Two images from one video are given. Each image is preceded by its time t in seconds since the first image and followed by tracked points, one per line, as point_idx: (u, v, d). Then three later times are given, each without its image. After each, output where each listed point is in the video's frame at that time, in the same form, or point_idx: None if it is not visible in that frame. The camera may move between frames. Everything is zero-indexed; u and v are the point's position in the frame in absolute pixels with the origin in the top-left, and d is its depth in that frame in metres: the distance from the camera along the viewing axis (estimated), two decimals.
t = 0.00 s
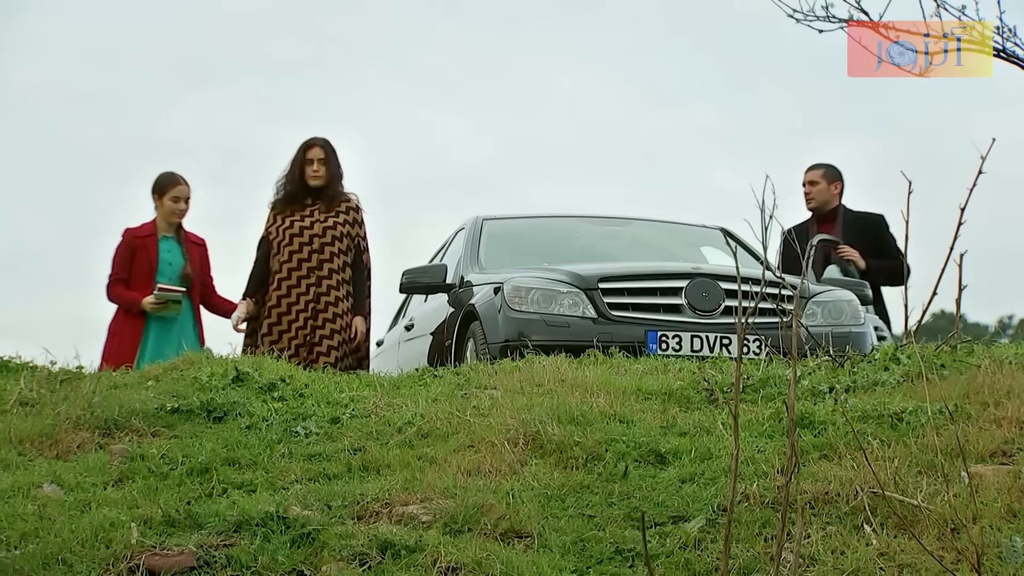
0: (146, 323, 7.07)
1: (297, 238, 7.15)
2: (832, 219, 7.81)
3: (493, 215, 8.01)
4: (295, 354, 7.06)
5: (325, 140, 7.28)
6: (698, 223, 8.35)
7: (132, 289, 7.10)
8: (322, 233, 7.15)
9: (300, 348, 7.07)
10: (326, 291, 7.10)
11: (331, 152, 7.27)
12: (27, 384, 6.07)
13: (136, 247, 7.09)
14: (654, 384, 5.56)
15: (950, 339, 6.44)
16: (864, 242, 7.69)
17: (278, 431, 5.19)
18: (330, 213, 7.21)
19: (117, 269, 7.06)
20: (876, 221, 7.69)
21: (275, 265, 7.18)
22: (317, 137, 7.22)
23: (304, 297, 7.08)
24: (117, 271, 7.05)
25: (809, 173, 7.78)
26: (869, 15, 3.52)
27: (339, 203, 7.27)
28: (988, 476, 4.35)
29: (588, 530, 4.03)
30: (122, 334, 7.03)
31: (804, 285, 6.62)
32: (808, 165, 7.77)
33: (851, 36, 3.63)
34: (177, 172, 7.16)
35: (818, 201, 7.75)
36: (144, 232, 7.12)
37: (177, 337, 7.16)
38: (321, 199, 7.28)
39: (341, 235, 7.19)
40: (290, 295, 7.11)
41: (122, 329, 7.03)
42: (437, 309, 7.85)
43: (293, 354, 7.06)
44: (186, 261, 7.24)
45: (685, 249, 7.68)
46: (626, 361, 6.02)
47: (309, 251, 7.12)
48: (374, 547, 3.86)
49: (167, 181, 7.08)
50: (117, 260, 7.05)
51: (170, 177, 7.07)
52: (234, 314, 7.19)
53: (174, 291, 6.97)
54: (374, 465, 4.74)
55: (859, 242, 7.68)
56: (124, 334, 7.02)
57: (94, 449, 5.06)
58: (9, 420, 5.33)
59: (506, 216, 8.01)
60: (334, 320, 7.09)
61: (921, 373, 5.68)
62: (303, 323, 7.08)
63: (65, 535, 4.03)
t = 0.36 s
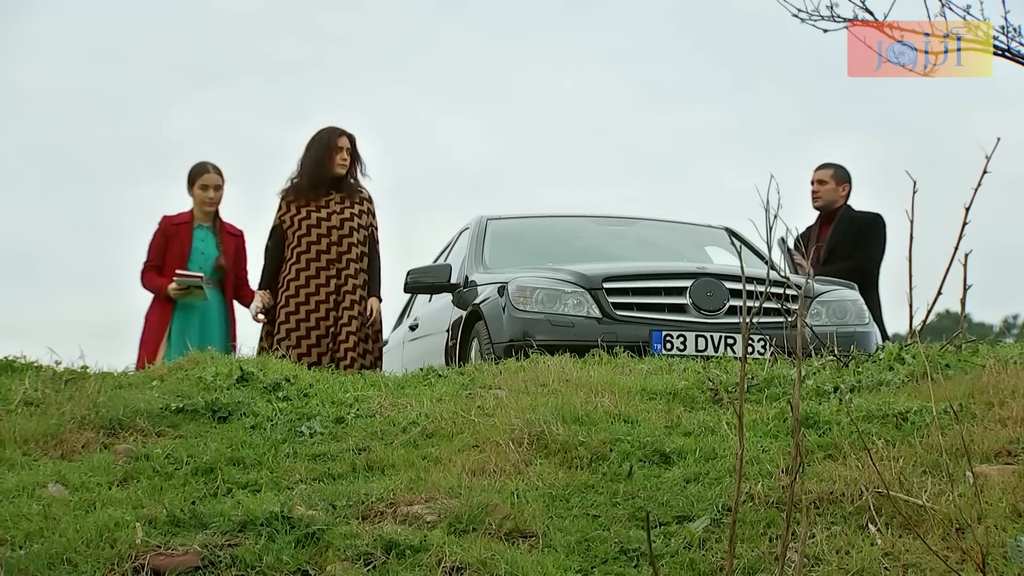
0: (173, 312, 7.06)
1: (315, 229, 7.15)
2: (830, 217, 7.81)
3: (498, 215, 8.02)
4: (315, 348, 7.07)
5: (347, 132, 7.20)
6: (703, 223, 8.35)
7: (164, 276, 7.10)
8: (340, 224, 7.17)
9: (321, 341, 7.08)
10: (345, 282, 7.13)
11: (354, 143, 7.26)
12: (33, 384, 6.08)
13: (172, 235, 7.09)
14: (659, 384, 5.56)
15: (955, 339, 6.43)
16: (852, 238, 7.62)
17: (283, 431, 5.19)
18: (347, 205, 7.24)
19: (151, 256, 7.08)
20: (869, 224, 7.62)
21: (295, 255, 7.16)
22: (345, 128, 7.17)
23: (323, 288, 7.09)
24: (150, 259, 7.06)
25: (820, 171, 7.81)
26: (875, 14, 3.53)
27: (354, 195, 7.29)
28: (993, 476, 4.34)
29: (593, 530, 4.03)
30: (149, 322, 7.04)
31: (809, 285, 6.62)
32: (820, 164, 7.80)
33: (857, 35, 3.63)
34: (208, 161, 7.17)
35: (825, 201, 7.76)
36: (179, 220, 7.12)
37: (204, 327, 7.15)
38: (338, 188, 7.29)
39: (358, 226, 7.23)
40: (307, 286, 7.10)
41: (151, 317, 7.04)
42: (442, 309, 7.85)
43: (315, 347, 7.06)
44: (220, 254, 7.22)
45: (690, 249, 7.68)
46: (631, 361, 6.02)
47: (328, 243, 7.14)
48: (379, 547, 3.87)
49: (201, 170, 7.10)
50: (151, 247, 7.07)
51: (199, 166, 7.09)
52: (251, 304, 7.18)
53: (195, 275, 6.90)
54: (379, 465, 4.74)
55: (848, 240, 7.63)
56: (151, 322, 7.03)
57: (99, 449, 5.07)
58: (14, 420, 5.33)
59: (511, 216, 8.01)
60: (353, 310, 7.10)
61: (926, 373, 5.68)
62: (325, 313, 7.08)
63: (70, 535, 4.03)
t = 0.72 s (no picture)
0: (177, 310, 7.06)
1: (322, 226, 7.15)
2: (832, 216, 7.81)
3: (498, 215, 8.02)
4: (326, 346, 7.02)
5: (346, 123, 7.19)
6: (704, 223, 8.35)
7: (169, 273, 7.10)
8: (348, 221, 7.21)
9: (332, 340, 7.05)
10: (354, 282, 7.16)
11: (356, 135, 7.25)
12: (34, 384, 6.08)
13: (176, 232, 7.10)
14: (659, 384, 5.56)
15: (955, 339, 6.43)
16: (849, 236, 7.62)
17: (283, 431, 5.19)
18: (353, 202, 7.26)
19: (155, 253, 7.08)
20: (867, 223, 7.62)
21: (301, 252, 7.14)
22: (344, 121, 7.16)
23: (333, 287, 7.09)
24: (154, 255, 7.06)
25: (830, 172, 7.81)
26: (875, 14, 3.53)
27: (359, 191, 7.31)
28: (994, 476, 4.34)
29: (593, 530, 4.03)
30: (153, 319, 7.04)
31: (809, 285, 6.63)
32: (831, 163, 7.79)
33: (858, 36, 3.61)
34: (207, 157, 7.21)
35: (833, 201, 7.76)
36: (184, 217, 7.15)
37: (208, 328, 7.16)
38: (341, 183, 7.29)
39: (365, 223, 7.28)
40: (317, 284, 7.09)
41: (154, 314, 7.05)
42: (443, 309, 7.85)
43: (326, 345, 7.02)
44: (225, 251, 7.20)
45: (690, 248, 7.68)
46: (632, 361, 6.01)
47: (336, 240, 7.16)
48: (379, 547, 3.87)
49: (202, 165, 7.13)
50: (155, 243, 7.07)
51: (198, 161, 7.13)
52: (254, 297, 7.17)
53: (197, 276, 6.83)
54: (380, 465, 4.74)
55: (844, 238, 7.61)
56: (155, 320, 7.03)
57: (99, 449, 5.07)
58: (15, 420, 5.33)
59: (512, 216, 8.01)
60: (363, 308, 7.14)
61: (926, 373, 5.68)
62: (332, 311, 7.07)
63: (70, 535, 4.03)
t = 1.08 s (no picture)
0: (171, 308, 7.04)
1: (321, 217, 7.12)
2: (831, 219, 7.80)
3: (498, 215, 8.01)
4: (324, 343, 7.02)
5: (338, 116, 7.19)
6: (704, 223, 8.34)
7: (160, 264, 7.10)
8: (346, 213, 7.17)
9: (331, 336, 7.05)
10: (352, 274, 7.16)
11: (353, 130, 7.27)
12: (34, 383, 6.08)
13: (162, 222, 7.09)
14: (659, 384, 5.56)
15: (956, 339, 6.43)
16: (859, 248, 7.66)
17: (283, 431, 5.19)
18: (350, 194, 7.24)
19: (144, 246, 7.06)
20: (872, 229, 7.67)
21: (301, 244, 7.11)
22: (340, 116, 7.17)
23: (333, 279, 7.07)
24: (143, 248, 7.05)
25: (821, 171, 7.73)
26: (875, 14, 3.53)
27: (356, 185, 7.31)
28: (994, 476, 4.34)
29: (593, 530, 4.03)
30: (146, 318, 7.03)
31: (809, 285, 6.63)
32: (822, 163, 7.74)
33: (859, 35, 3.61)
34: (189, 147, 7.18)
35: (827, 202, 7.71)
36: (169, 208, 7.12)
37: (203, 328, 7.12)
38: (338, 178, 7.31)
39: (364, 216, 7.27)
40: (317, 276, 7.06)
41: (150, 307, 7.03)
42: (443, 309, 7.85)
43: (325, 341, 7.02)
44: (213, 237, 7.20)
45: (690, 248, 7.68)
46: (631, 361, 6.01)
47: (335, 231, 7.13)
48: (379, 547, 3.87)
49: (183, 154, 7.11)
50: (143, 236, 7.05)
51: (181, 151, 7.10)
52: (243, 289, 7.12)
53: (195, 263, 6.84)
54: (380, 465, 4.74)
55: (855, 249, 7.65)
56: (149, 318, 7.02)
57: (99, 449, 5.07)
58: (15, 420, 5.33)
59: (512, 216, 8.00)
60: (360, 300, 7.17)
61: (927, 372, 5.67)
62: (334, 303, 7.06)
63: (70, 535, 4.03)
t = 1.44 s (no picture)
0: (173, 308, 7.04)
1: (314, 211, 7.14)
2: (837, 216, 7.79)
3: (498, 215, 8.01)
4: (323, 338, 7.03)
5: (336, 105, 7.14)
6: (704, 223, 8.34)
7: (163, 261, 7.12)
8: (339, 205, 7.16)
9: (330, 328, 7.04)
10: (345, 264, 7.14)
11: (350, 118, 7.20)
12: (34, 383, 6.09)
13: (163, 218, 7.10)
14: (660, 384, 5.56)
15: (956, 338, 6.42)
16: (867, 248, 7.69)
17: (284, 431, 5.19)
18: (345, 185, 7.21)
19: (146, 243, 7.09)
20: (877, 228, 7.72)
21: (293, 238, 7.15)
22: (335, 105, 7.11)
23: (325, 270, 7.09)
24: (145, 244, 7.08)
25: (828, 169, 7.72)
26: (876, 14, 3.53)
27: (354, 174, 7.26)
28: (995, 476, 4.34)
29: (593, 530, 4.03)
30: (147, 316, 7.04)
31: (809, 284, 6.63)
32: (829, 161, 7.74)
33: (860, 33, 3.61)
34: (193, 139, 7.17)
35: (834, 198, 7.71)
36: (171, 203, 7.13)
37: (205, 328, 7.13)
38: (336, 166, 7.28)
39: (359, 206, 7.22)
40: (310, 269, 7.10)
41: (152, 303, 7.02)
42: (443, 309, 7.85)
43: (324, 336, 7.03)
44: (214, 232, 7.16)
45: (691, 248, 7.68)
46: (632, 360, 6.01)
47: (327, 224, 7.14)
48: (380, 547, 3.87)
49: (183, 149, 7.11)
50: (145, 233, 7.08)
51: (183, 144, 7.09)
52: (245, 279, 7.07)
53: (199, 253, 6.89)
54: (381, 464, 4.74)
55: (862, 250, 7.68)
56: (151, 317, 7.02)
57: (99, 449, 5.07)
58: (15, 419, 5.33)
59: (512, 215, 8.00)
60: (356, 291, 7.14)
61: (927, 372, 5.67)
62: (327, 296, 7.06)
63: (71, 534, 4.03)
